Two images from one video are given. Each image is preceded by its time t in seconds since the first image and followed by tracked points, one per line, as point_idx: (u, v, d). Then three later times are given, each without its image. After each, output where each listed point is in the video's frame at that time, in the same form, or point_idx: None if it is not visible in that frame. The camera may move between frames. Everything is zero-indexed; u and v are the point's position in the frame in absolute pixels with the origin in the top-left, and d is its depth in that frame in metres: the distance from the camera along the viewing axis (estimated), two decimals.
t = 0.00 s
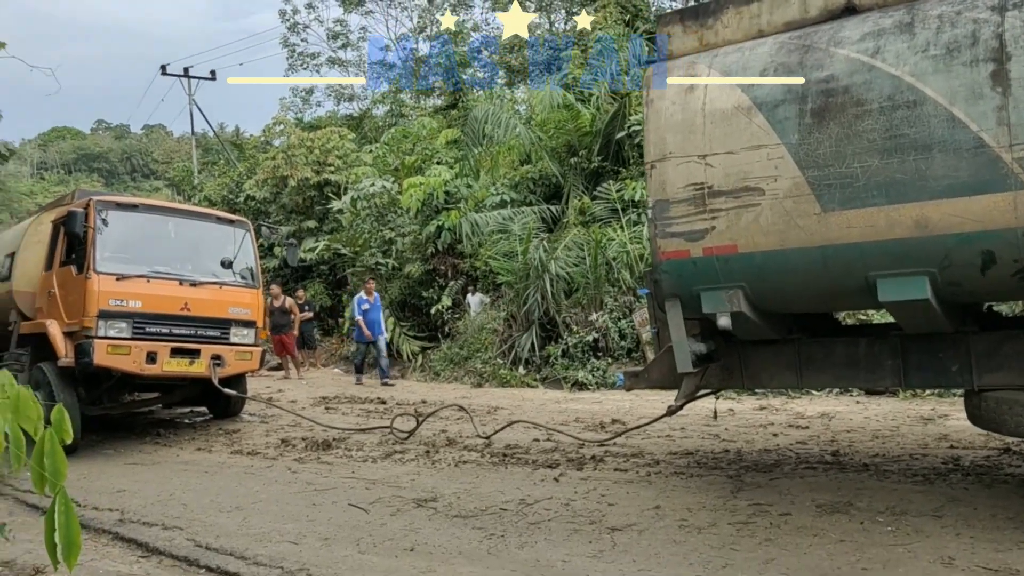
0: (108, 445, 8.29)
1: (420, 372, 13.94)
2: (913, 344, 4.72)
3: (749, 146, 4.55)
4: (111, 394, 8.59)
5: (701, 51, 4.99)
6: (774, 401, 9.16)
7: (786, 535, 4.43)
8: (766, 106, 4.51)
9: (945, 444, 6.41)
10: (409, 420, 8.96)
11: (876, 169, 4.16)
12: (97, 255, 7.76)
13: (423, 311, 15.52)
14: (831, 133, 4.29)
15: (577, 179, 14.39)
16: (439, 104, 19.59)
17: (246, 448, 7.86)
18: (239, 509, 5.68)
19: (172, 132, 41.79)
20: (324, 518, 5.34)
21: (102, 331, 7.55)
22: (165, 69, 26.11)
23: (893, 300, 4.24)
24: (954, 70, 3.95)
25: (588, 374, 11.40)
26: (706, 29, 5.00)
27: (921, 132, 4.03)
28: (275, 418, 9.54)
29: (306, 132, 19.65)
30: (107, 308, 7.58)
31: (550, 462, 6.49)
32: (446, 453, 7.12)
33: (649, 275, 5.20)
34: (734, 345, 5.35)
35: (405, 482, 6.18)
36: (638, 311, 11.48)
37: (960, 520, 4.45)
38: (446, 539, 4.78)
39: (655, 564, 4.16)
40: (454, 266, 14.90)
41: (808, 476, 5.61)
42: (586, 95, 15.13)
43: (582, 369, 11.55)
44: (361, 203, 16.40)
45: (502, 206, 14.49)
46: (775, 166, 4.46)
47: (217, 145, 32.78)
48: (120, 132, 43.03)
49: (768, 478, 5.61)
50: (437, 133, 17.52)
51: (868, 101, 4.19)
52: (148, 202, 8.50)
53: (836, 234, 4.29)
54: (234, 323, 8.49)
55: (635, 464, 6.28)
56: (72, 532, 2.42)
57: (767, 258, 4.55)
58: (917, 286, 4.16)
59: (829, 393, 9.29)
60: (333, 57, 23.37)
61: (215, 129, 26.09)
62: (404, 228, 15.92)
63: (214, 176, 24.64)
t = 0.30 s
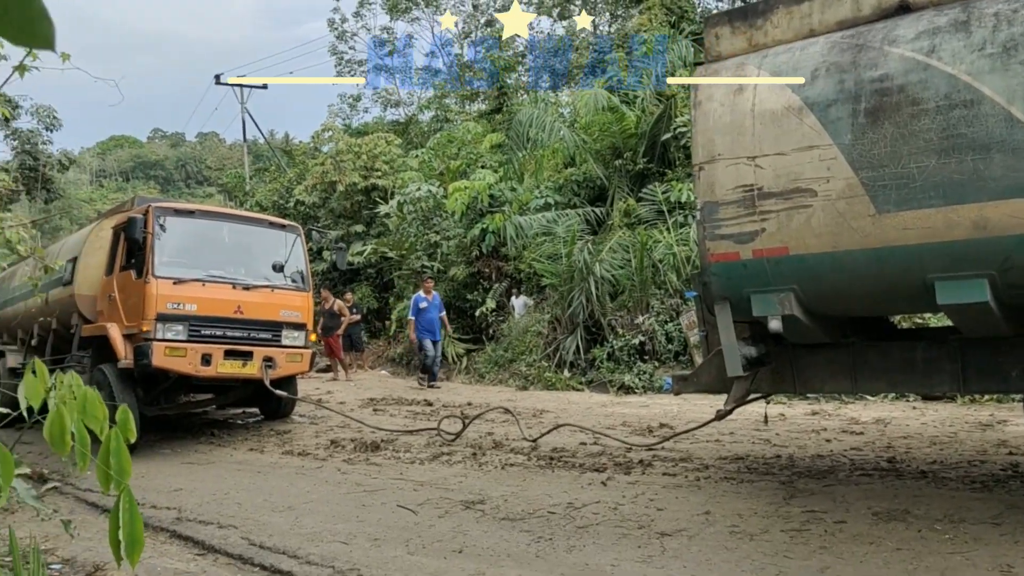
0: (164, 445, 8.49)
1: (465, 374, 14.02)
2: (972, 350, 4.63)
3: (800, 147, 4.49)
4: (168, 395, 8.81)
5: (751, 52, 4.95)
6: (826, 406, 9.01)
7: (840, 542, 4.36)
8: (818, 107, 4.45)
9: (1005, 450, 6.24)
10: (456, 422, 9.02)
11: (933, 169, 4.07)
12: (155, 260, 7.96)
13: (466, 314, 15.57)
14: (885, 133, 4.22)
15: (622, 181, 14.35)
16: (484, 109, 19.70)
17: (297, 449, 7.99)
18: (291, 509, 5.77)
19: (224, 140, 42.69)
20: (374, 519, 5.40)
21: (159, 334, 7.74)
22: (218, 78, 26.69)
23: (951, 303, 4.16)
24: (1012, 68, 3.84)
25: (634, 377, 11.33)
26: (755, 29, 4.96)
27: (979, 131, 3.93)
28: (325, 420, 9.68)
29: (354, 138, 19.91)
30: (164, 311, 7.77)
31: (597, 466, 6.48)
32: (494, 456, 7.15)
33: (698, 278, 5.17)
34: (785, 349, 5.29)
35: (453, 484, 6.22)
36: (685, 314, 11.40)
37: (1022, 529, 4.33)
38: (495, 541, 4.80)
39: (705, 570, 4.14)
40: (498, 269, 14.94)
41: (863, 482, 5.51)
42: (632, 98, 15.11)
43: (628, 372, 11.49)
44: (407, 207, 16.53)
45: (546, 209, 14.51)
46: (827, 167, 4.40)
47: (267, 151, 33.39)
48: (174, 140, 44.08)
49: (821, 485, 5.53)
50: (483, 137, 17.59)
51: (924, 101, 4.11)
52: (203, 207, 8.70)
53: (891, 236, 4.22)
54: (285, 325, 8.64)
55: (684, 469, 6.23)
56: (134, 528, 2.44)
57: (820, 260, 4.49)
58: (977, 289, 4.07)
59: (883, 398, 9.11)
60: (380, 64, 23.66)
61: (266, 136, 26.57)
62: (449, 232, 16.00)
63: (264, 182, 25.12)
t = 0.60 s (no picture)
0: (197, 447, 8.60)
1: (494, 378, 14.05)
2: (1012, 353, 4.59)
3: (833, 148, 4.45)
4: (200, 397, 8.91)
5: (782, 53, 4.91)
6: (858, 409, 8.91)
7: (875, 547, 4.31)
8: (851, 107, 4.40)
9: None
10: (485, 425, 9.04)
11: (968, 170, 4.02)
12: (188, 264, 8.06)
13: (496, 318, 15.61)
14: (920, 133, 4.16)
15: (651, 184, 14.28)
16: (512, 112, 19.73)
17: (328, 451, 8.06)
18: (322, 511, 5.82)
19: (254, 145, 43.18)
20: (404, 521, 5.43)
21: (192, 337, 7.84)
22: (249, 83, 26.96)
23: (989, 305, 4.09)
24: None
25: (664, 381, 11.28)
26: (787, 30, 4.92)
27: (1017, 131, 3.87)
28: (355, 423, 9.74)
29: (382, 143, 20.04)
30: (197, 314, 7.87)
31: (627, 470, 6.45)
32: (523, 459, 7.15)
33: (728, 281, 5.13)
34: (817, 353, 5.22)
35: (483, 487, 6.23)
36: (714, 318, 11.33)
37: None
38: (525, 544, 4.80)
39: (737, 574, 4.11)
40: (527, 272, 14.95)
41: (897, 487, 5.43)
42: (660, 100, 15.07)
43: (657, 376, 11.43)
44: (436, 211, 16.59)
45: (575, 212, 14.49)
46: (861, 168, 4.35)
47: (297, 156, 33.70)
48: (205, 145, 44.67)
49: (854, 489, 5.46)
50: (511, 141, 17.61)
51: (959, 100, 4.05)
52: (235, 212, 8.81)
53: (927, 237, 4.16)
54: (315, 329, 8.71)
55: (715, 472, 6.19)
56: (170, 529, 2.46)
57: (853, 261, 4.44)
58: (1015, 291, 4.01)
59: (917, 402, 8.98)
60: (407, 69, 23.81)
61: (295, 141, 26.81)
62: (477, 235, 16.04)
63: (294, 186, 25.37)
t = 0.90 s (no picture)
0: (193, 442, 8.59)
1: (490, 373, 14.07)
2: (1006, 349, 4.57)
3: (828, 144, 4.45)
4: (195, 393, 8.90)
5: (779, 49, 4.91)
6: (853, 405, 8.92)
7: (868, 542, 4.32)
8: (847, 104, 4.40)
9: None
10: (481, 421, 9.04)
11: (963, 166, 4.02)
12: (182, 259, 8.05)
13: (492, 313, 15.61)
14: (915, 130, 4.17)
15: (648, 180, 14.27)
16: (508, 107, 19.67)
17: (323, 447, 8.06)
18: (318, 506, 5.82)
19: (250, 139, 43.09)
20: (400, 517, 5.43)
21: (187, 333, 7.82)
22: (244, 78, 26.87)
23: (982, 301, 4.10)
24: None
25: (660, 377, 11.29)
26: (783, 26, 4.92)
27: (1012, 127, 3.87)
28: (350, 419, 9.74)
29: (378, 138, 20.00)
30: (192, 310, 7.85)
31: (623, 465, 6.46)
32: (519, 455, 7.16)
33: (724, 277, 5.14)
34: (812, 348, 5.24)
35: (479, 482, 6.24)
36: (710, 314, 11.33)
37: None
38: (521, 540, 4.81)
39: (731, 569, 4.12)
40: (523, 268, 14.96)
41: (891, 482, 5.45)
42: (657, 96, 15.04)
43: (653, 372, 11.45)
44: (432, 206, 16.56)
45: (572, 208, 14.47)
46: (856, 165, 4.36)
47: (292, 150, 33.62)
48: (200, 139, 44.56)
49: (849, 484, 5.47)
50: (507, 136, 17.58)
51: (954, 96, 4.05)
52: (230, 207, 8.79)
53: (921, 234, 4.17)
54: (311, 324, 8.70)
55: (710, 468, 6.20)
56: (164, 525, 2.47)
57: (849, 258, 4.44)
58: (1008, 287, 4.01)
59: (912, 398, 9.01)
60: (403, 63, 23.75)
61: (291, 136, 26.76)
62: (474, 231, 16.03)
63: (290, 181, 25.34)
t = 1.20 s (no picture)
0: (183, 441, 8.56)
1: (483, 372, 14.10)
2: (994, 347, 4.59)
3: (817, 143, 4.46)
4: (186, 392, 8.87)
5: (768, 48, 4.92)
6: (844, 403, 8.96)
7: (858, 540, 4.34)
8: (836, 103, 4.41)
9: None
10: (473, 419, 9.04)
11: (952, 165, 4.04)
12: (172, 258, 8.01)
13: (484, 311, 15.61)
14: (904, 129, 4.18)
15: (639, 178, 14.28)
16: (500, 105, 19.63)
17: (314, 446, 8.04)
18: (309, 506, 5.81)
19: (241, 137, 42.94)
20: (391, 516, 5.42)
21: (177, 332, 7.79)
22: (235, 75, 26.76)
23: (970, 299, 4.11)
24: None
25: (651, 375, 11.30)
26: (773, 25, 4.93)
27: (1000, 126, 3.88)
28: (342, 417, 9.72)
29: (370, 135, 19.97)
30: (182, 309, 7.82)
31: (614, 463, 6.47)
32: (510, 453, 7.15)
33: (714, 275, 5.15)
34: (802, 346, 5.26)
35: (470, 481, 6.23)
36: (702, 312, 11.35)
37: None
38: (512, 538, 4.81)
39: (721, 567, 4.13)
40: (515, 266, 14.96)
41: (881, 480, 5.47)
42: (648, 94, 15.05)
43: (645, 370, 11.46)
44: (424, 204, 16.53)
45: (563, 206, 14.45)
46: (845, 163, 4.37)
47: (283, 148, 33.51)
48: (191, 137, 44.42)
49: (839, 482, 5.49)
50: (499, 134, 17.57)
51: (943, 96, 4.07)
52: (220, 206, 8.76)
53: (910, 232, 4.18)
54: (302, 323, 8.68)
55: (701, 466, 6.21)
56: (151, 526, 2.45)
57: (838, 256, 4.45)
58: (996, 285, 4.03)
59: (902, 395, 9.05)
60: (395, 61, 23.70)
61: (282, 133, 26.69)
62: (466, 229, 16.01)
63: (281, 179, 25.27)
